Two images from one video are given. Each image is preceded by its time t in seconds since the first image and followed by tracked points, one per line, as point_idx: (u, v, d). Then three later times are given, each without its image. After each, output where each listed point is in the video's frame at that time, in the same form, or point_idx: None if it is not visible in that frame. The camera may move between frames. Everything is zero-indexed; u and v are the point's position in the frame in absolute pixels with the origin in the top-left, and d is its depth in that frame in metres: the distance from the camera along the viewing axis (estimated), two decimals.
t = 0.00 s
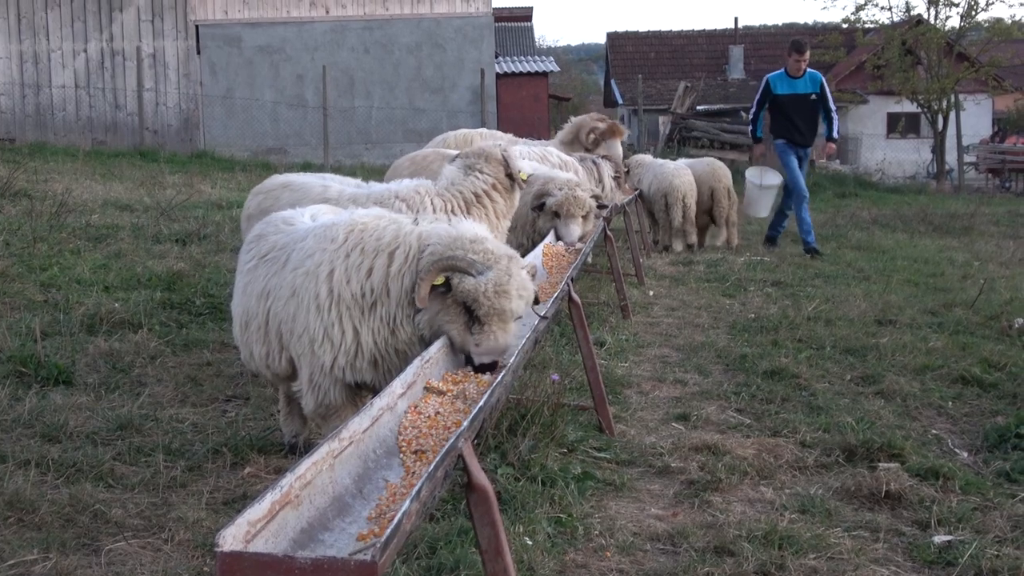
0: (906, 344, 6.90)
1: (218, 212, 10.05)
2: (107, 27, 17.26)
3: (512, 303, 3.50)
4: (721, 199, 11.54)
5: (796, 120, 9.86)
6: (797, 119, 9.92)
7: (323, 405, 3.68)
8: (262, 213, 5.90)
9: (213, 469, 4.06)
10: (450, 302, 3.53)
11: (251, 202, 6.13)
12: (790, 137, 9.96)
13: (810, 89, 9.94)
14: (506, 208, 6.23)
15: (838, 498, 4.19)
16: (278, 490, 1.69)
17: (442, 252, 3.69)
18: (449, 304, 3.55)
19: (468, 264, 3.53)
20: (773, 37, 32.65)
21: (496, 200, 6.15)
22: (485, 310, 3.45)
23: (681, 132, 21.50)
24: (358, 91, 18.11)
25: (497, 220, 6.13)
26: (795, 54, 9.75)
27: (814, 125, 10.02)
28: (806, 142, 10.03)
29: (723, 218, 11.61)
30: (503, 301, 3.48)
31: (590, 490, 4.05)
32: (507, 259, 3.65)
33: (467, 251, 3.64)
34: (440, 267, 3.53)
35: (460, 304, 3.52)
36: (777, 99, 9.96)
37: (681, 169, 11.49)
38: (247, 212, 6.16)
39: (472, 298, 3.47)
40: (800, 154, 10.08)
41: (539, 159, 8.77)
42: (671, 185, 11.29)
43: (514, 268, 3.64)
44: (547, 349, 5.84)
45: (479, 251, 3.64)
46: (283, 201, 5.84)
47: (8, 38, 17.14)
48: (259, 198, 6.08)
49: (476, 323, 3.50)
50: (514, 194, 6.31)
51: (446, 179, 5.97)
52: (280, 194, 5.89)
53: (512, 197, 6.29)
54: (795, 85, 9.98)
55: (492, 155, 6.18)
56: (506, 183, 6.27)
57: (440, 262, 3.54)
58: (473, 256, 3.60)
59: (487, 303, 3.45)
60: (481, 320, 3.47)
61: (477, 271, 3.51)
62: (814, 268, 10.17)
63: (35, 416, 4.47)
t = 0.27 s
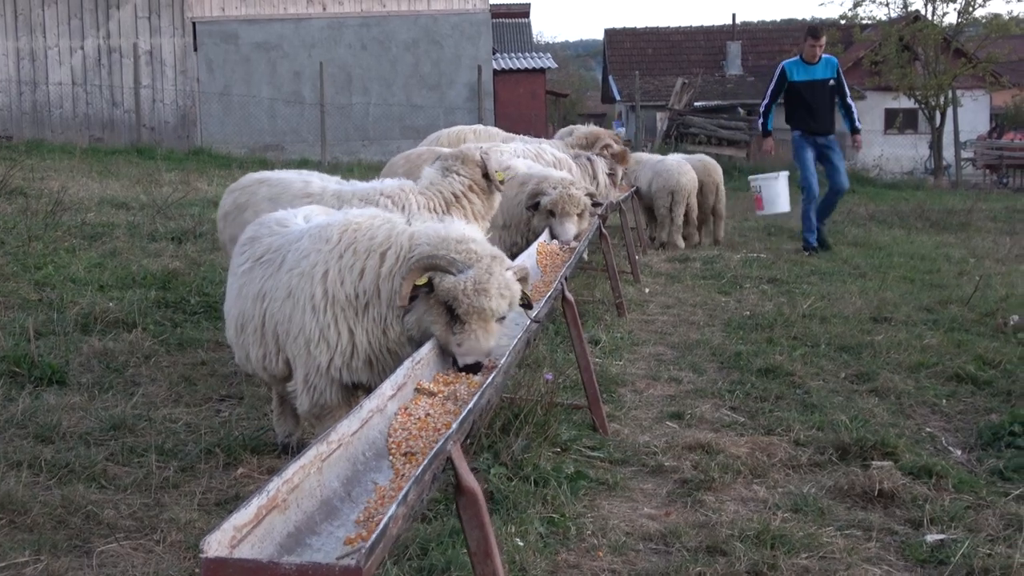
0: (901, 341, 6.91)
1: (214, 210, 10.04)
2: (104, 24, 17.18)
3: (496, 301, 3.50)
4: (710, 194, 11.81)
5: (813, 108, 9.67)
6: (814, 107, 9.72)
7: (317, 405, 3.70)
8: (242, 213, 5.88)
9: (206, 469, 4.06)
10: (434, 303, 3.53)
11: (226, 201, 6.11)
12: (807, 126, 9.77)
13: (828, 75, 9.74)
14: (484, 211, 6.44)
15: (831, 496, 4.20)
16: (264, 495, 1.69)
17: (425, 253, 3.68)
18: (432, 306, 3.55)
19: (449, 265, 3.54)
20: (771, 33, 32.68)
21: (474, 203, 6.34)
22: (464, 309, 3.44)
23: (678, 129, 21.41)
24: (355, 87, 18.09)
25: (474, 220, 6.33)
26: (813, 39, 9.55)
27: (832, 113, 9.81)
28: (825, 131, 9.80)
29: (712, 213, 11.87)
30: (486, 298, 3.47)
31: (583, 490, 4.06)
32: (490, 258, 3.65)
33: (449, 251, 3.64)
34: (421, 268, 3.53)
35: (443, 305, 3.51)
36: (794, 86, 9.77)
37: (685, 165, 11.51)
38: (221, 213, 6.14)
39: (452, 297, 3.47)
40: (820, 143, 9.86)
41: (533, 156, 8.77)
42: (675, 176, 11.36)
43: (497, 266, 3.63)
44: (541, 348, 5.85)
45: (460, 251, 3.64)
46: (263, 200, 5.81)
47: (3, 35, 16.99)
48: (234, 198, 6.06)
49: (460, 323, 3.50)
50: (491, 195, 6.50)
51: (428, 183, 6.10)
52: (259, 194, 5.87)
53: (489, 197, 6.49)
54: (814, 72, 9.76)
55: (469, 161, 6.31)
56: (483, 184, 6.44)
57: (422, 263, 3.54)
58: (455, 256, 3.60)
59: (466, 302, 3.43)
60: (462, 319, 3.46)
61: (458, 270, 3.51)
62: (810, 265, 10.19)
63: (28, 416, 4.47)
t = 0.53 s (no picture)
0: (890, 339, 6.92)
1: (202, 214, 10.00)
2: (92, 27, 17.08)
3: (485, 308, 3.51)
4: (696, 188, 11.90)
5: (818, 107, 9.70)
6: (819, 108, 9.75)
7: (302, 413, 3.71)
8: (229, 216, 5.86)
9: (192, 477, 4.06)
10: (424, 312, 3.53)
11: (208, 200, 6.09)
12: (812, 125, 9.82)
13: (837, 75, 9.73)
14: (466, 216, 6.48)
15: (818, 498, 4.21)
16: (242, 511, 1.68)
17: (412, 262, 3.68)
18: (423, 314, 3.55)
19: (439, 272, 3.54)
20: (760, 30, 32.75)
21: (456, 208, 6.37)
22: (458, 315, 3.46)
23: (668, 126, 21.15)
24: (344, 88, 18.07)
25: (457, 226, 6.37)
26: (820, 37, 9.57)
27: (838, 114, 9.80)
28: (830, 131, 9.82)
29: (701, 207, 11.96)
30: (475, 305, 3.49)
31: (570, 495, 4.06)
32: (475, 264, 3.65)
33: (433, 259, 3.64)
34: (411, 278, 3.51)
35: (435, 313, 3.52)
36: (800, 85, 9.81)
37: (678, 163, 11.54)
38: (202, 211, 6.13)
39: (443, 305, 3.47)
40: (825, 143, 9.87)
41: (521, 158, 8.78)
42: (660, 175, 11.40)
43: (483, 272, 3.64)
44: (529, 351, 5.86)
45: (448, 258, 3.64)
46: (254, 206, 5.80)
47: None
48: (217, 197, 6.03)
49: (453, 330, 3.51)
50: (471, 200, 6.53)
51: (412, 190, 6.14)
52: (245, 198, 5.86)
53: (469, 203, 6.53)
54: (821, 71, 9.78)
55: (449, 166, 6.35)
56: (463, 189, 6.47)
57: (412, 272, 3.54)
58: (440, 263, 3.60)
59: (459, 308, 3.46)
60: (456, 327, 3.49)
61: (448, 278, 3.52)
62: (800, 263, 10.21)
63: (14, 426, 4.45)
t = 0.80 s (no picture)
0: (874, 347, 6.95)
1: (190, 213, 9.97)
2: (82, 24, 17.03)
3: (468, 317, 3.52)
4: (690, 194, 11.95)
5: (840, 116, 9.34)
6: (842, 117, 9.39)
7: (280, 419, 3.73)
8: (226, 207, 5.59)
9: (173, 482, 4.06)
10: (409, 321, 3.54)
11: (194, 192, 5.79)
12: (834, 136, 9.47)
13: (862, 84, 9.42)
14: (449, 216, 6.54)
15: (799, 508, 4.23)
16: (216, 523, 1.69)
17: (395, 270, 3.68)
18: (407, 323, 3.56)
19: (424, 281, 3.55)
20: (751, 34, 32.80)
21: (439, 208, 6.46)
22: (447, 324, 3.47)
23: (658, 130, 21.31)
24: (334, 88, 18.05)
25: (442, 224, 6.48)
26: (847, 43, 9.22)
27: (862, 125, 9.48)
28: (853, 144, 9.47)
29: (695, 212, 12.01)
30: (459, 314, 3.50)
31: (551, 502, 4.08)
32: (458, 272, 3.66)
33: (416, 268, 3.65)
34: (395, 289, 3.51)
35: (419, 323, 3.52)
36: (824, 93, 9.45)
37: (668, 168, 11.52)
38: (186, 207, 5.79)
39: (430, 315, 3.48)
40: (848, 155, 9.53)
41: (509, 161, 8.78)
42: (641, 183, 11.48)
43: (465, 281, 3.66)
44: (514, 356, 5.87)
45: (431, 267, 3.64)
46: (257, 195, 5.61)
47: None
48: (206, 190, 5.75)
49: (437, 339, 3.50)
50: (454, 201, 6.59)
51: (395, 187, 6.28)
52: (245, 188, 5.66)
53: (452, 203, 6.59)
54: (846, 79, 9.44)
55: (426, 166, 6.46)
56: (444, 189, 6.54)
57: (397, 283, 3.54)
58: (423, 272, 3.61)
59: (448, 317, 3.47)
60: (443, 335, 3.49)
61: (434, 288, 3.53)
62: (786, 269, 10.24)
63: None
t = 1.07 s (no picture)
0: (869, 347, 6.95)
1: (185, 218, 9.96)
2: (75, 29, 17.01)
3: (461, 324, 3.53)
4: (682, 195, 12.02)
5: (857, 105, 9.04)
6: (858, 107, 9.11)
7: (274, 427, 3.73)
8: (243, 207, 5.57)
9: (168, 489, 4.05)
10: (401, 328, 3.54)
11: (203, 194, 5.71)
12: (851, 125, 9.15)
13: (876, 75, 9.20)
14: (448, 226, 6.58)
15: (794, 509, 4.23)
16: (208, 534, 1.69)
17: (387, 276, 3.68)
18: (399, 330, 3.56)
19: (417, 288, 3.55)
20: (745, 33, 32.80)
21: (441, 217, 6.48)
22: (436, 332, 3.46)
23: (653, 129, 21.28)
24: (328, 90, 18.04)
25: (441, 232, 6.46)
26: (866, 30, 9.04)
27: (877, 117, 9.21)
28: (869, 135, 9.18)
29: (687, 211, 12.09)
30: (452, 321, 3.50)
31: (547, 506, 4.08)
32: (452, 279, 3.67)
33: (410, 275, 3.65)
34: (388, 296, 3.52)
35: (411, 329, 3.52)
36: (839, 81, 9.19)
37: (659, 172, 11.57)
38: (195, 210, 5.68)
39: (420, 322, 3.48)
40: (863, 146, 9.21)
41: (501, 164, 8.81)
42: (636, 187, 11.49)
43: (459, 287, 3.66)
44: (508, 360, 5.87)
45: (424, 274, 3.64)
46: (276, 194, 5.63)
47: None
48: (218, 192, 5.69)
49: (428, 346, 3.50)
50: (455, 213, 6.60)
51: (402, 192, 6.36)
52: (262, 188, 5.65)
53: (454, 215, 6.61)
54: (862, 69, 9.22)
55: (439, 176, 6.43)
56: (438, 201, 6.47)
57: (390, 290, 3.54)
58: (417, 279, 3.61)
59: (437, 325, 3.46)
60: (434, 342, 3.49)
61: (427, 294, 3.53)
62: (782, 269, 10.25)
63: None
